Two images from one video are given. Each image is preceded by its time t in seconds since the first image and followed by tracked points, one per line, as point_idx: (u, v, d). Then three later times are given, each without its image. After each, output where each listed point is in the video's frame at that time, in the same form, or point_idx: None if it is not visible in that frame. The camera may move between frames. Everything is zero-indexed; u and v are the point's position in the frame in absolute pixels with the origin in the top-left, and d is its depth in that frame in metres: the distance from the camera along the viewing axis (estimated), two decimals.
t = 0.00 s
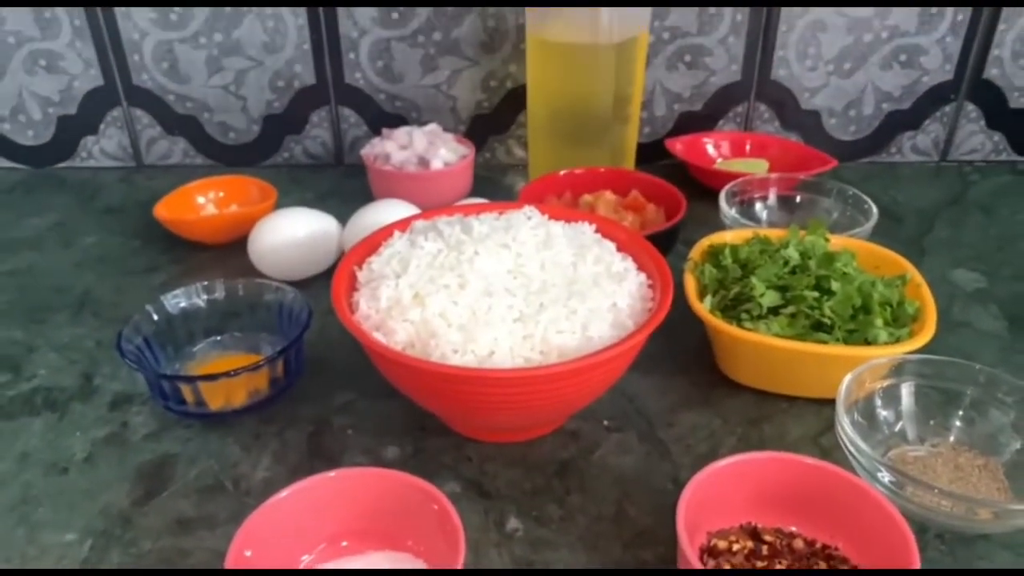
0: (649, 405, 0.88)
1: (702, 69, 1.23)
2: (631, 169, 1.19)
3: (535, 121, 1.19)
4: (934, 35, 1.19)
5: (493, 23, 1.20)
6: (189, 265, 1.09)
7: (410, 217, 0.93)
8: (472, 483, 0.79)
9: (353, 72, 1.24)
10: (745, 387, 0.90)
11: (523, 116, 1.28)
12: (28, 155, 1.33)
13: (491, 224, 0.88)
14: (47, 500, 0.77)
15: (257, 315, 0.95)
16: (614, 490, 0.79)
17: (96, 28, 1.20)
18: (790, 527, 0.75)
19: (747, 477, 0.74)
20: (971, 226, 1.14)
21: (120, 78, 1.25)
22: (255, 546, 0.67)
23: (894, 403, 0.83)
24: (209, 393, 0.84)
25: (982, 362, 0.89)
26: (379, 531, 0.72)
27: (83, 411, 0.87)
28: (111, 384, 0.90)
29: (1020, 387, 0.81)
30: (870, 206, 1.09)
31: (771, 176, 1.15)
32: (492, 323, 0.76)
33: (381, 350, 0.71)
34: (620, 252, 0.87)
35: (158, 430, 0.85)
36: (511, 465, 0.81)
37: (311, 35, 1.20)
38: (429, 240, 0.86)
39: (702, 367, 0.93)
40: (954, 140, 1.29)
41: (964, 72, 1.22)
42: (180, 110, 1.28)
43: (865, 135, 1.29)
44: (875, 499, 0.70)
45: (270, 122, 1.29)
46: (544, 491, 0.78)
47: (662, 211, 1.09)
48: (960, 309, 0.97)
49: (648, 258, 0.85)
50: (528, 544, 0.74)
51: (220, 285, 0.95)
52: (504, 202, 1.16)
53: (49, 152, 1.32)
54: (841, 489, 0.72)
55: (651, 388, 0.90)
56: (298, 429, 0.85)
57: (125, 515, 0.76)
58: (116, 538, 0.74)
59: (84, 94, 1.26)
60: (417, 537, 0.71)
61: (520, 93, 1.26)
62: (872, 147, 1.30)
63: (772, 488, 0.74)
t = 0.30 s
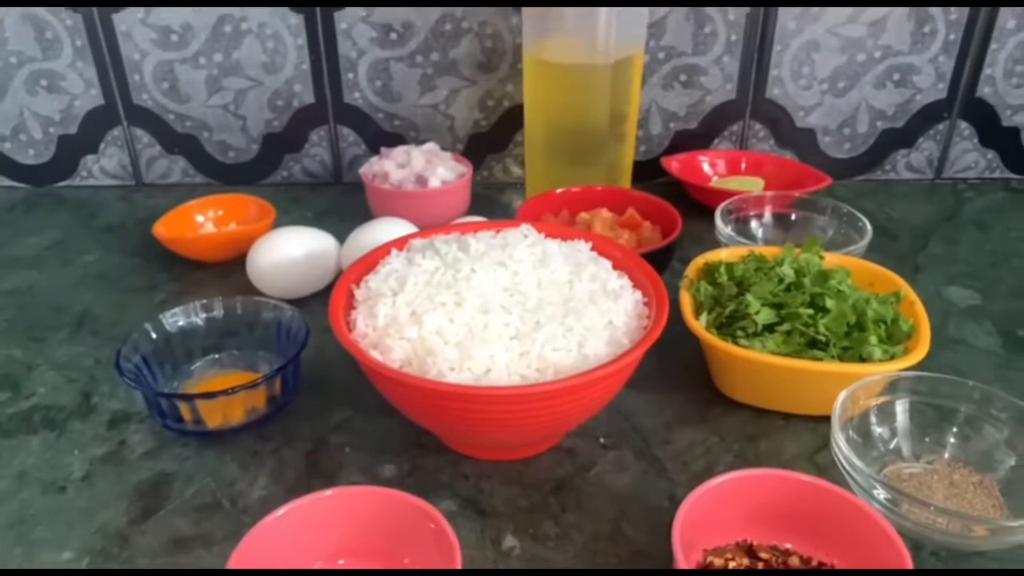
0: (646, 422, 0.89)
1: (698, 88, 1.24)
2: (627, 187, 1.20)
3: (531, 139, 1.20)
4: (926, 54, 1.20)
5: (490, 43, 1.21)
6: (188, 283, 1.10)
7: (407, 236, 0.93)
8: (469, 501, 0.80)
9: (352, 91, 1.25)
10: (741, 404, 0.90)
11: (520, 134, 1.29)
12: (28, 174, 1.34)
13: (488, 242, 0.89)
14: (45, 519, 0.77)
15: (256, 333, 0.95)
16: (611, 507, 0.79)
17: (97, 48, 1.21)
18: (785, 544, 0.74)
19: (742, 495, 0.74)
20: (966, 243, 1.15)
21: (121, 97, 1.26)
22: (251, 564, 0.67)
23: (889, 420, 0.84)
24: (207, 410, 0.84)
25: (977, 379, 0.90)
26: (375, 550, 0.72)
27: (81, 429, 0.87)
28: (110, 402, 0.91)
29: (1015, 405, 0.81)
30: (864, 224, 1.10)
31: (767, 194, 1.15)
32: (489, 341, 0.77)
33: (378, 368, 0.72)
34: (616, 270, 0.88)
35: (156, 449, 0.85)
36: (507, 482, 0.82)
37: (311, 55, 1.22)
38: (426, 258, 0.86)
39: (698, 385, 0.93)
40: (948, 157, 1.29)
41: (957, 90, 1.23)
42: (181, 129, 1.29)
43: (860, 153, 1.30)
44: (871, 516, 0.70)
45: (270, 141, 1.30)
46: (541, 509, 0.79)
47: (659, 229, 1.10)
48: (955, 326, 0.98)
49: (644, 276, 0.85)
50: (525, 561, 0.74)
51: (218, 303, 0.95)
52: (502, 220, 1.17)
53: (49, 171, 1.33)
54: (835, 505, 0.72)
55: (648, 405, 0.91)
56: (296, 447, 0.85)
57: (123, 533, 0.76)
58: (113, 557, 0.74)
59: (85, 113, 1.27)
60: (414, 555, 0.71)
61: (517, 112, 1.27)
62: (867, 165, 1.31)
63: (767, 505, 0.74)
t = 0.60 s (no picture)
0: (646, 434, 0.89)
1: (699, 102, 1.25)
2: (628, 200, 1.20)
3: (533, 153, 1.20)
4: (926, 68, 1.21)
5: (492, 58, 1.22)
6: (191, 295, 1.10)
7: (409, 248, 0.94)
8: (470, 512, 0.80)
9: (355, 105, 1.26)
10: (741, 416, 0.90)
11: (522, 147, 1.30)
12: (34, 187, 1.35)
13: (489, 254, 0.89)
14: (46, 529, 0.78)
15: (258, 344, 0.96)
16: (612, 518, 0.79)
17: (103, 63, 1.23)
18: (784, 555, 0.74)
19: (740, 507, 0.74)
20: (966, 255, 1.15)
21: (126, 110, 1.27)
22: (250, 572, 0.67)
23: (889, 432, 0.84)
24: (209, 421, 0.84)
25: (977, 391, 0.90)
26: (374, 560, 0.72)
27: (84, 440, 0.88)
28: (112, 413, 0.91)
29: (1015, 416, 0.81)
30: (865, 236, 1.11)
31: (767, 207, 1.16)
32: (489, 352, 0.77)
33: (379, 379, 0.72)
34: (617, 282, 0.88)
35: (158, 459, 0.85)
36: (508, 493, 0.82)
37: (314, 70, 1.23)
38: (427, 270, 0.87)
39: (699, 397, 0.93)
40: (949, 170, 1.30)
41: (957, 104, 1.24)
42: (185, 142, 1.30)
43: (861, 166, 1.31)
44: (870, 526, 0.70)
45: (273, 154, 1.31)
46: (542, 520, 0.79)
47: (659, 241, 1.11)
48: (955, 339, 0.98)
49: (643, 289, 0.86)
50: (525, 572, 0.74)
51: (220, 315, 0.96)
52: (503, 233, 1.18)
53: (55, 184, 1.34)
54: (832, 515, 0.72)
55: (648, 417, 0.91)
56: (297, 458, 0.85)
57: (124, 543, 0.76)
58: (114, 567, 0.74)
59: (90, 127, 1.28)
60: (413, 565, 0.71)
61: (519, 126, 1.28)
62: (868, 178, 1.32)
63: (765, 517, 0.75)
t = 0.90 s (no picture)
0: (646, 433, 0.89)
1: (699, 101, 1.25)
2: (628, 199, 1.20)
3: (533, 152, 1.20)
4: (927, 67, 1.21)
5: (492, 56, 1.22)
6: (191, 294, 1.10)
7: (408, 247, 0.94)
8: (470, 512, 0.80)
9: (355, 104, 1.26)
10: (741, 416, 0.90)
11: (522, 146, 1.30)
12: (34, 186, 1.35)
13: (488, 253, 0.89)
14: (46, 528, 0.78)
15: (258, 343, 0.96)
16: (611, 517, 0.79)
17: (103, 62, 1.23)
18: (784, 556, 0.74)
19: (739, 507, 0.74)
20: (967, 254, 1.15)
21: (126, 109, 1.27)
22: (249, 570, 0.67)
23: (889, 432, 0.84)
24: (209, 420, 0.84)
25: (978, 391, 0.89)
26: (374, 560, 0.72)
27: (83, 439, 0.88)
28: (112, 412, 0.91)
29: (1015, 416, 0.81)
30: (865, 235, 1.11)
31: (767, 206, 1.16)
32: (489, 352, 0.77)
33: (378, 379, 0.72)
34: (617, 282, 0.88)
35: (157, 458, 0.85)
36: (508, 492, 0.82)
37: (314, 69, 1.23)
38: (427, 269, 0.87)
39: (699, 396, 0.93)
40: (950, 169, 1.30)
41: (958, 102, 1.24)
42: (185, 141, 1.30)
43: (861, 165, 1.30)
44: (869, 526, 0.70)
45: (273, 153, 1.31)
46: (541, 520, 0.79)
47: (659, 240, 1.10)
48: (956, 338, 0.98)
49: (643, 288, 0.86)
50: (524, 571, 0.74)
51: (220, 314, 0.96)
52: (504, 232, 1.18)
53: (55, 183, 1.34)
54: (832, 515, 0.72)
55: (648, 416, 0.91)
56: (296, 457, 0.85)
57: (123, 542, 0.76)
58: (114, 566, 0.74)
59: (90, 126, 1.28)
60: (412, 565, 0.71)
61: (520, 124, 1.28)
62: (868, 177, 1.32)
63: (764, 517, 0.75)
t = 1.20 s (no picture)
0: (645, 431, 0.89)
1: (699, 99, 1.25)
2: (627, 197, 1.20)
3: (533, 149, 1.20)
4: (926, 65, 1.21)
5: (492, 55, 1.22)
6: (190, 293, 1.10)
7: (408, 245, 0.94)
8: (468, 510, 0.80)
9: (354, 102, 1.26)
10: (741, 414, 0.90)
11: (522, 144, 1.30)
12: (33, 184, 1.35)
13: (487, 251, 0.89)
14: (45, 526, 0.78)
15: (257, 342, 0.96)
16: (610, 516, 0.79)
17: (102, 60, 1.22)
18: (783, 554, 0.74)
19: (738, 505, 0.74)
20: (966, 252, 1.15)
21: (125, 107, 1.27)
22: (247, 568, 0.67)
23: (888, 430, 0.84)
24: (208, 418, 0.84)
25: (977, 389, 0.89)
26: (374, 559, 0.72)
27: (83, 438, 0.88)
28: (111, 411, 0.91)
29: (1014, 414, 0.81)
30: (865, 233, 1.10)
31: (766, 205, 1.16)
32: (488, 350, 0.77)
33: (377, 377, 0.72)
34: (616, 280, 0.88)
35: (157, 456, 0.85)
36: (507, 490, 0.82)
37: (314, 67, 1.22)
38: (426, 268, 0.87)
39: (698, 394, 0.93)
40: (950, 167, 1.30)
41: (958, 101, 1.24)
42: (185, 139, 1.30)
43: (861, 163, 1.30)
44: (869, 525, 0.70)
45: (272, 151, 1.30)
46: (540, 518, 0.79)
47: (659, 239, 1.10)
48: (955, 336, 0.98)
49: (642, 287, 0.86)
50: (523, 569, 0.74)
51: (219, 312, 0.96)
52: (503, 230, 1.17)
53: (54, 181, 1.34)
54: (831, 514, 0.72)
55: (648, 415, 0.91)
56: (296, 455, 0.85)
57: (122, 540, 0.76)
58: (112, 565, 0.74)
59: (90, 124, 1.28)
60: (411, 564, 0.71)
61: (519, 123, 1.28)
62: (868, 175, 1.32)
63: (763, 515, 0.75)
